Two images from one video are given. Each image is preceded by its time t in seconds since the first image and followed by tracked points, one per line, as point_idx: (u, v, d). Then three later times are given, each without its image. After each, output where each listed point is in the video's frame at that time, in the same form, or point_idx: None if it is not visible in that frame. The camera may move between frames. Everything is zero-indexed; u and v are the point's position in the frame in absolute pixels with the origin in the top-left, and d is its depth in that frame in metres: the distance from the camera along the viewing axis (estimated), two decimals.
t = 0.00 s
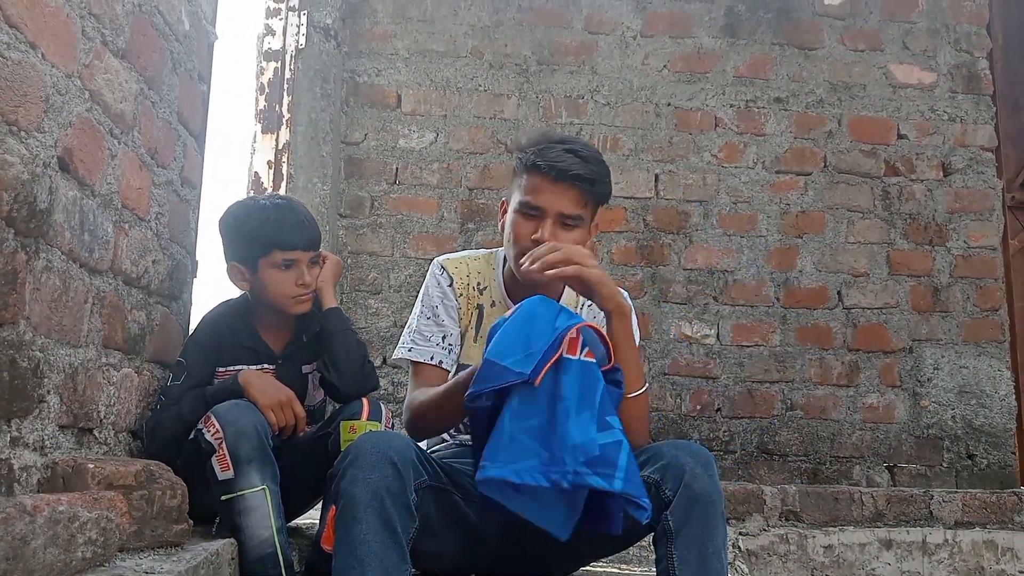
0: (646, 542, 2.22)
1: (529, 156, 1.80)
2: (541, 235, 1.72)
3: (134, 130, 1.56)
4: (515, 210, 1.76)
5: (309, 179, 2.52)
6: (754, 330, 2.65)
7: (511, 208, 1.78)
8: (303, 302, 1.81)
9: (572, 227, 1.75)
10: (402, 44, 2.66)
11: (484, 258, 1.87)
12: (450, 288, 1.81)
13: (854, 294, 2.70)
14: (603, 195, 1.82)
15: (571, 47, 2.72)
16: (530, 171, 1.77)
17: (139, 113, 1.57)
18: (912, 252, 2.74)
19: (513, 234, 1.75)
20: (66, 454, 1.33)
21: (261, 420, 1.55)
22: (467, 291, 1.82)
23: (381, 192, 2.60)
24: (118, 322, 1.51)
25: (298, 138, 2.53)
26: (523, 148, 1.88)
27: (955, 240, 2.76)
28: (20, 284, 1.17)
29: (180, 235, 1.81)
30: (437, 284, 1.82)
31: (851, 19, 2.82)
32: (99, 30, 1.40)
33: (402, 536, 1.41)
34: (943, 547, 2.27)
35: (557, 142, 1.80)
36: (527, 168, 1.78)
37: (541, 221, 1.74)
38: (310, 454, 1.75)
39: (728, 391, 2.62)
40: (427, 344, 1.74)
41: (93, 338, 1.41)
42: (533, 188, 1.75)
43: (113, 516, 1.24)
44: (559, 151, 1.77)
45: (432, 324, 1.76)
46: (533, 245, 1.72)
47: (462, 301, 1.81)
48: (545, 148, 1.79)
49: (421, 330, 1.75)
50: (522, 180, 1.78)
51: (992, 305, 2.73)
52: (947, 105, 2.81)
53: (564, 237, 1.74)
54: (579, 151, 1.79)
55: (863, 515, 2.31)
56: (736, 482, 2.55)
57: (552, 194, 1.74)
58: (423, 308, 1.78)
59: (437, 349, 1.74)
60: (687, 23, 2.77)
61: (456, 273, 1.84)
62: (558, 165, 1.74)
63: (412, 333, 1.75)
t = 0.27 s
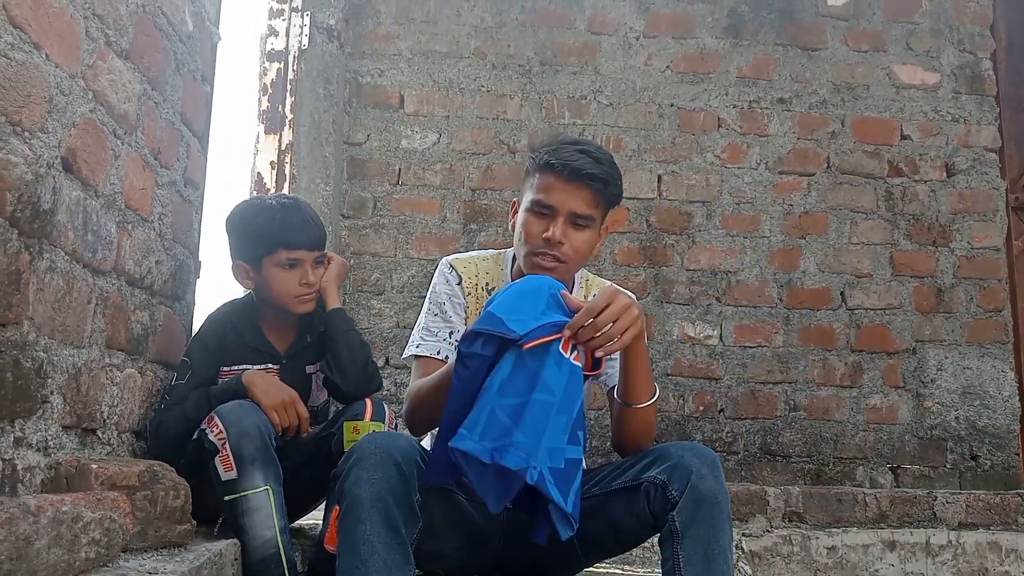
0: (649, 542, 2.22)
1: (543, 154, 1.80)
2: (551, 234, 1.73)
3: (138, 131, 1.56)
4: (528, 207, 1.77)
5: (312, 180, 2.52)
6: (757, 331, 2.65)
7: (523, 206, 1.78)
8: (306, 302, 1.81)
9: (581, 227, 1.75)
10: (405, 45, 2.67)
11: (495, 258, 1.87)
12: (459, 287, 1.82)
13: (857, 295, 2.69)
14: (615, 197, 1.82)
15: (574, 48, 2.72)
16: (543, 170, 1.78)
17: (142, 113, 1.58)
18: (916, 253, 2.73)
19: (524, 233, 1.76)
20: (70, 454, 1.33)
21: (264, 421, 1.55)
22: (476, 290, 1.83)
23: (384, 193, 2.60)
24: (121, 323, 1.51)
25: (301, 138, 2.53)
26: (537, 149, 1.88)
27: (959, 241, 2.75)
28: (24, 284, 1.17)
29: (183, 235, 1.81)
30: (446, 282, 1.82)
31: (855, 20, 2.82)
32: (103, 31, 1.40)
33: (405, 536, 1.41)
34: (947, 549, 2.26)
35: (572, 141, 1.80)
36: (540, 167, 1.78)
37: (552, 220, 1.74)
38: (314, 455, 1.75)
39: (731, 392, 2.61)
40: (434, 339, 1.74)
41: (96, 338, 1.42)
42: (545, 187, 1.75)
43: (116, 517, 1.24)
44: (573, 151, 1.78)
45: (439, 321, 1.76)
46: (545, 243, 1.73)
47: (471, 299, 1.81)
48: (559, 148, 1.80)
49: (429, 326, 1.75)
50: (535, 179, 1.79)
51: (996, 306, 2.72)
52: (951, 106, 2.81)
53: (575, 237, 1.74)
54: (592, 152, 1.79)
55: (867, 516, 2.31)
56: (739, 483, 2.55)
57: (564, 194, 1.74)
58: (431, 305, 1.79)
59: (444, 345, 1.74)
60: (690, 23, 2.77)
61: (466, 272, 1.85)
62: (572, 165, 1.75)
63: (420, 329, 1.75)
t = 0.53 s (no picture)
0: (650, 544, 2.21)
1: (550, 155, 1.81)
2: (557, 233, 1.73)
3: (139, 131, 1.56)
4: (534, 207, 1.77)
5: (313, 181, 2.52)
6: (758, 332, 2.65)
7: (530, 206, 1.79)
8: (307, 302, 1.81)
9: (588, 228, 1.75)
10: (406, 46, 2.67)
11: (499, 258, 1.87)
12: (461, 284, 1.81)
13: (858, 296, 2.69)
14: (622, 200, 1.82)
15: (576, 49, 2.72)
16: (552, 170, 1.78)
17: (144, 114, 1.58)
18: (917, 254, 2.73)
19: (530, 232, 1.76)
20: (70, 455, 1.33)
21: (265, 421, 1.55)
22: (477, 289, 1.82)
23: (385, 194, 2.60)
24: (122, 323, 1.51)
25: (302, 139, 2.53)
26: (543, 150, 1.89)
27: (960, 242, 2.75)
28: (25, 284, 1.17)
29: (184, 236, 1.81)
30: (449, 280, 1.81)
31: (856, 21, 2.82)
32: (104, 32, 1.40)
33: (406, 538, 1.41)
34: (948, 550, 2.26)
35: (579, 143, 1.81)
36: (548, 167, 1.79)
37: (559, 219, 1.74)
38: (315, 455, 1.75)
39: (733, 393, 2.61)
40: (431, 336, 1.73)
41: (97, 339, 1.42)
42: (553, 187, 1.76)
43: (117, 517, 1.24)
44: (581, 152, 1.79)
45: (438, 319, 1.75)
46: (552, 242, 1.73)
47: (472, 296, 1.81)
48: (567, 148, 1.81)
49: (428, 322, 1.74)
50: (543, 179, 1.79)
51: (998, 307, 2.72)
52: (953, 107, 2.81)
53: (581, 237, 1.74)
54: (599, 153, 1.80)
55: (868, 518, 2.31)
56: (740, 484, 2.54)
57: (571, 193, 1.75)
58: (433, 302, 1.78)
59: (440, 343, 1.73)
60: (692, 24, 2.77)
61: (470, 270, 1.84)
62: (580, 165, 1.76)
63: (419, 324, 1.74)
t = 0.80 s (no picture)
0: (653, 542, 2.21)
1: (550, 152, 1.82)
2: (560, 229, 1.73)
3: (144, 128, 1.56)
4: (535, 204, 1.78)
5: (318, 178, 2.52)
6: (762, 330, 2.64)
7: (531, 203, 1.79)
8: (309, 298, 1.81)
9: (590, 223, 1.76)
10: (411, 44, 2.67)
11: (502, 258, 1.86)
12: (462, 288, 1.81)
13: (863, 294, 2.69)
14: (621, 195, 1.83)
15: (581, 47, 2.71)
16: (553, 167, 1.79)
17: (149, 111, 1.58)
18: (922, 253, 2.72)
19: (532, 229, 1.76)
20: (75, 451, 1.33)
21: (269, 419, 1.55)
22: (479, 291, 1.82)
23: (390, 191, 2.60)
24: (127, 320, 1.51)
25: (307, 137, 2.53)
26: (543, 148, 1.90)
27: (966, 240, 2.74)
28: (30, 281, 1.17)
29: (189, 233, 1.82)
30: (450, 285, 1.81)
31: (862, 19, 2.81)
32: (109, 28, 1.40)
33: (411, 535, 1.41)
34: (953, 549, 2.25)
35: (579, 139, 1.82)
36: (549, 163, 1.80)
37: (560, 215, 1.75)
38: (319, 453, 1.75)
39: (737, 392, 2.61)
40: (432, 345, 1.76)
41: (102, 335, 1.42)
42: (554, 183, 1.76)
43: (121, 514, 1.25)
44: (581, 148, 1.79)
45: (440, 326, 1.77)
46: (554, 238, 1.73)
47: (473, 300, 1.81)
48: (567, 145, 1.82)
49: (428, 330, 1.76)
50: (544, 176, 1.80)
51: (1003, 306, 2.71)
52: (958, 105, 2.80)
53: (583, 232, 1.75)
54: (599, 149, 1.81)
55: (873, 517, 2.31)
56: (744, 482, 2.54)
57: (572, 189, 1.75)
58: (433, 308, 1.79)
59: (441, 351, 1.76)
60: (697, 22, 2.76)
61: (470, 272, 1.84)
62: (580, 160, 1.76)
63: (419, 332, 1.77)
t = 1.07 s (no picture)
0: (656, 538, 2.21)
1: (546, 147, 1.81)
2: (559, 223, 1.73)
3: (146, 125, 1.56)
4: (532, 198, 1.77)
5: (320, 175, 2.52)
6: (766, 326, 2.64)
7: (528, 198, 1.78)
8: (313, 295, 1.81)
9: (588, 216, 1.76)
10: (413, 40, 2.66)
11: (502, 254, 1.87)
12: (460, 284, 1.81)
13: (867, 290, 2.68)
14: (617, 187, 1.83)
15: (583, 42, 2.71)
16: (549, 161, 1.78)
17: (151, 107, 1.58)
18: (926, 248, 2.71)
19: (531, 224, 1.75)
20: (78, 448, 1.33)
21: (272, 414, 1.55)
22: (476, 286, 1.81)
23: (392, 188, 2.60)
24: (130, 317, 1.51)
25: (309, 134, 2.53)
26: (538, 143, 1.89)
27: (969, 236, 2.73)
28: (32, 277, 1.17)
29: (192, 230, 1.81)
30: (448, 280, 1.81)
31: (864, 14, 2.80)
32: (111, 24, 1.40)
33: (415, 530, 1.40)
34: (957, 545, 2.24)
35: (574, 134, 1.82)
36: (545, 158, 1.79)
37: (558, 209, 1.74)
38: (321, 450, 1.75)
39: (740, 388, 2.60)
40: (429, 339, 1.74)
41: (105, 332, 1.42)
42: (551, 177, 1.76)
43: (124, 510, 1.24)
44: (576, 142, 1.79)
45: (436, 322, 1.76)
46: (553, 232, 1.73)
47: (472, 296, 1.81)
48: (562, 139, 1.81)
49: (425, 325, 1.75)
50: (540, 171, 1.79)
51: (1006, 302, 2.71)
52: (962, 100, 2.79)
53: (581, 225, 1.74)
54: (595, 143, 1.81)
55: (876, 513, 2.31)
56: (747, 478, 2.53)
57: (570, 183, 1.75)
58: (431, 303, 1.78)
59: (439, 347, 1.74)
60: (699, 17, 2.75)
61: (469, 268, 1.83)
62: (577, 154, 1.76)
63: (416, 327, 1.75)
